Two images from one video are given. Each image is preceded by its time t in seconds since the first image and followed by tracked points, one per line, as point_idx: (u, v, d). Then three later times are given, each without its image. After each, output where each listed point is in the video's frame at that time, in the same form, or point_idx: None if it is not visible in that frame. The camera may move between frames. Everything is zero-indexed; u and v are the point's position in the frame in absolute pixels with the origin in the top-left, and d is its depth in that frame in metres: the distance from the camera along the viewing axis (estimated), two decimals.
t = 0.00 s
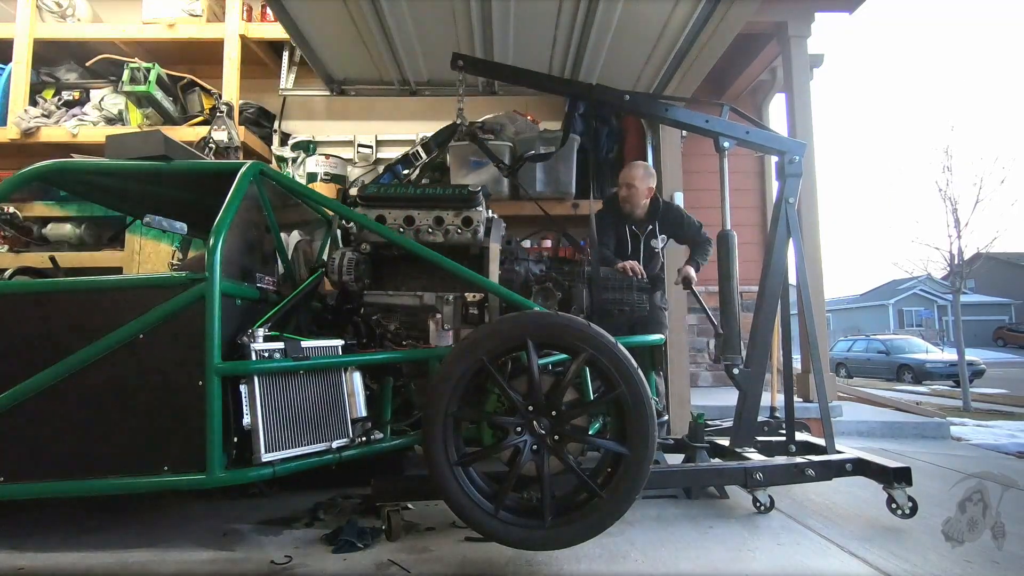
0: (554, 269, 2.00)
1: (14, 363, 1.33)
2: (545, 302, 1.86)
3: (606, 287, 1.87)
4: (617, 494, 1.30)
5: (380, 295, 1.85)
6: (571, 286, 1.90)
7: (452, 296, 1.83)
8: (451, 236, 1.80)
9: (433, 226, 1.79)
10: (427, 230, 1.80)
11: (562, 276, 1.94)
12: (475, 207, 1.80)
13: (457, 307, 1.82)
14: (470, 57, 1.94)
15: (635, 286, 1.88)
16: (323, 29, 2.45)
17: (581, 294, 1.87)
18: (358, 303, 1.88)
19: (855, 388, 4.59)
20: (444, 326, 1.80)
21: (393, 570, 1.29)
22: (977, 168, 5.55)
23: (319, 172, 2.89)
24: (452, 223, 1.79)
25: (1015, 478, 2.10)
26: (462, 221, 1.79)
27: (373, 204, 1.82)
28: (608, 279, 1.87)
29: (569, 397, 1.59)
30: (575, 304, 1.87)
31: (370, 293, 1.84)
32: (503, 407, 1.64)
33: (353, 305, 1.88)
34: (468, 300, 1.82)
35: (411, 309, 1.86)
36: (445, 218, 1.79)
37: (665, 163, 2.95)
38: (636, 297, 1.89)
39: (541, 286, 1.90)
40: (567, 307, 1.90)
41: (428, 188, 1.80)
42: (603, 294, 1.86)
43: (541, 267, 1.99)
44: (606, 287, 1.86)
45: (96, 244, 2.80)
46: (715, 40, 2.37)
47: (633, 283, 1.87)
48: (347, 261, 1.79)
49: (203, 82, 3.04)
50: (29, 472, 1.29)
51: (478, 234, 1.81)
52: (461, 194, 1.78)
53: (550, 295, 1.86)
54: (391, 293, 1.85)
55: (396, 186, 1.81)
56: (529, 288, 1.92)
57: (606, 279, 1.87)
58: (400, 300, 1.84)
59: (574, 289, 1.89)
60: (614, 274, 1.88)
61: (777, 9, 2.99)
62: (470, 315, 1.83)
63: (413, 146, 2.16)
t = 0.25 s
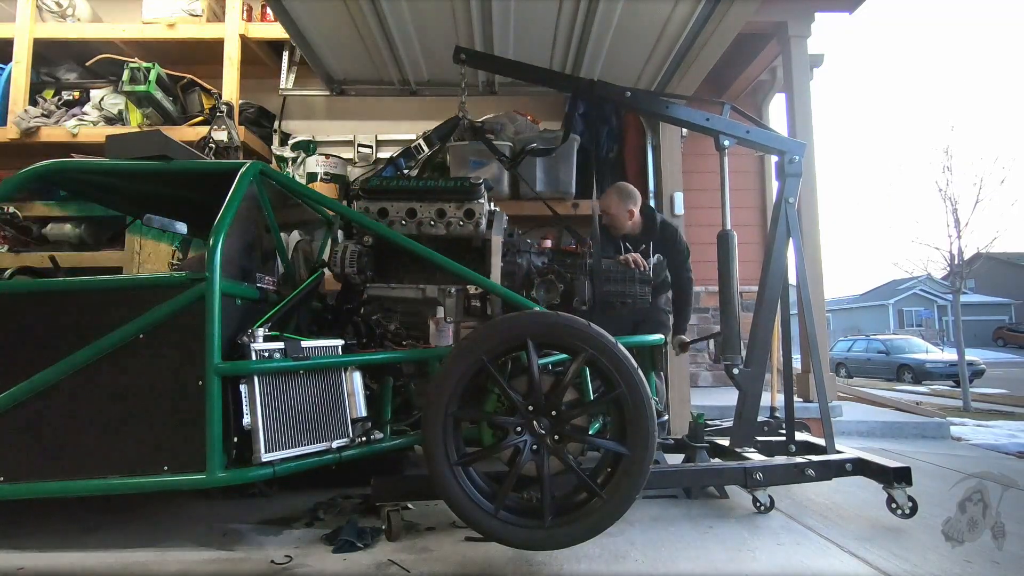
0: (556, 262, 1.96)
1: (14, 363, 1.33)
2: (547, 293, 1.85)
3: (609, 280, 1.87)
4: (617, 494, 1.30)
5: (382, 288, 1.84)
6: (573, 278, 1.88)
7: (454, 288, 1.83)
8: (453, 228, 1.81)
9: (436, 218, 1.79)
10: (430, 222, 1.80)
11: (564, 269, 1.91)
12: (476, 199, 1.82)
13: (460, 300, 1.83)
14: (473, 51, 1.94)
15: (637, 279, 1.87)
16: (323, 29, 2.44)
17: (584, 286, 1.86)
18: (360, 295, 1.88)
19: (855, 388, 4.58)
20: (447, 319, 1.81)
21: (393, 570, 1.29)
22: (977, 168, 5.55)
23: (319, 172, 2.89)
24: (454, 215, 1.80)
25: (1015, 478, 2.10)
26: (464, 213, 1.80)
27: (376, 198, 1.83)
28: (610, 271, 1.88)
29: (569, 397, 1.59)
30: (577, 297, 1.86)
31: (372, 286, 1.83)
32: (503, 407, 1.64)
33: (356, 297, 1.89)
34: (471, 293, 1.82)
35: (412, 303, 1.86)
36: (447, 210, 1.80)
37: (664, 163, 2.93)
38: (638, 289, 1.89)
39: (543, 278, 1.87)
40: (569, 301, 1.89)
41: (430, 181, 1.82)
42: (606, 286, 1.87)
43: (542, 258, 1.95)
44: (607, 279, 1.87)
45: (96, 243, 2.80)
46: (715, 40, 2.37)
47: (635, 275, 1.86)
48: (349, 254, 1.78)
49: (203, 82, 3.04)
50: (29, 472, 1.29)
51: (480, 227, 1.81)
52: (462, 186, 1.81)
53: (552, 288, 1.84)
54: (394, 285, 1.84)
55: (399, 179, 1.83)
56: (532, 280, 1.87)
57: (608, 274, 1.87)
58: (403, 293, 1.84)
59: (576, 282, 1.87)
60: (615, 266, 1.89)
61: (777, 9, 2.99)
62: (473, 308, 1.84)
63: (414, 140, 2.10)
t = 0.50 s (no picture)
0: (559, 258, 2.02)
1: (14, 363, 1.33)
2: (552, 290, 1.86)
3: (609, 275, 1.94)
4: (617, 494, 1.30)
5: (383, 285, 1.91)
6: (577, 275, 1.92)
7: (460, 286, 1.90)
8: (458, 225, 1.84)
9: (441, 215, 1.82)
10: (435, 219, 1.83)
11: (567, 266, 1.96)
12: (482, 197, 1.84)
13: (463, 298, 1.90)
14: (474, 49, 1.98)
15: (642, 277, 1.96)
16: (323, 29, 2.44)
17: (588, 282, 1.89)
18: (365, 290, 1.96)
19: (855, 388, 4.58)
20: (452, 315, 1.87)
21: (393, 570, 1.29)
22: (977, 168, 5.56)
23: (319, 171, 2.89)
24: (460, 212, 1.83)
25: (1015, 478, 2.10)
26: (470, 210, 1.83)
27: (380, 194, 1.84)
28: (612, 268, 1.95)
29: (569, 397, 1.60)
30: (582, 293, 1.87)
31: (375, 283, 1.90)
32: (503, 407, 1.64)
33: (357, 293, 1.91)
34: (476, 292, 1.89)
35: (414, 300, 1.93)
36: (452, 208, 1.83)
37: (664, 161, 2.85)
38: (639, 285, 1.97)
39: (547, 275, 1.89)
40: (574, 298, 1.89)
41: (435, 178, 1.84)
42: (609, 282, 1.93)
43: (545, 256, 2.00)
44: (610, 274, 1.94)
45: (96, 243, 2.79)
46: (715, 40, 2.37)
47: (635, 271, 1.95)
48: (353, 251, 1.82)
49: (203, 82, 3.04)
50: (29, 472, 1.29)
51: (485, 224, 1.85)
52: (468, 183, 1.83)
53: (557, 284, 1.86)
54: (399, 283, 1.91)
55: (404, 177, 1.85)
56: (535, 277, 1.91)
57: (609, 270, 1.94)
58: (407, 291, 1.91)
59: (580, 278, 1.89)
60: (620, 262, 1.96)
61: (777, 9, 2.99)
62: (476, 305, 1.90)
63: (416, 136, 2.15)
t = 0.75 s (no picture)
0: (559, 259, 1.99)
1: (14, 363, 1.33)
2: (553, 290, 1.86)
3: (609, 275, 1.91)
4: (617, 494, 1.30)
5: (384, 284, 1.94)
6: (578, 275, 1.91)
7: (460, 286, 1.92)
8: (460, 225, 1.85)
9: (442, 215, 1.83)
10: (436, 219, 1.84)
11: (568, 266, 1.94)
12: (483, 197, 1.85)
13: (464, 297, 1.92)
14: (472, 48, 2.02)
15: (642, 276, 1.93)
16: (323, 29, 2.44)
17: (589, 282, 1.89)
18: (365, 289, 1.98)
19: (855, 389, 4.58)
20: (453, 315, 1.91)
21: (393, 570, 1.29)
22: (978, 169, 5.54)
23: (319, 172, 2.89)
24: (460, 212, 1.83)
25: (1015, 478, 2.10)
26: (471, 210, 1.83)
27: (381, 194, 1.84)
28: (612, 267, 1.92)
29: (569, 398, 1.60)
30: (583, 293, 1.87)
31: (376, 283, 1.93)
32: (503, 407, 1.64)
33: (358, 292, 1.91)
34: (477, 292, 1.91)
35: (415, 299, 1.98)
36: (453, 208, 1.83)
37: (665, 161, 2.81)
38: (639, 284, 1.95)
39: (548, 275, 1.89)
40: (576, 298, 1.89)
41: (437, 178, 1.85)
42: (610, 282, 1.91)
43: (546, 256, 1.98)
44: (611, 274, 1.91)
45: (96, 243, 2.80)
46: (714, 40, 2.37)
47: (636, 271, 1.93)
48: (355, 251, 1.82)
49: (203, 82, 3.04)
50: (30, 472, 1.29)
51: (486, 224, 1.86)
52: (470, 183, 1.84)
53: (558, 284, 1.86)
54: (398, 284, 1.94)
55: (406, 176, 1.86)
56: (536, 277, 1.90)
57: (610, 269, 1.92)
58: (407, 291, 1.95)
59: (581, 278, 1.89)
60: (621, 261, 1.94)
61: (777, 9, 2.99)
62: (477, 305, 1.92)
63: (415, 137, 2.15)
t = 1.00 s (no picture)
0: (559, 259, 1.98)
1: (14, 363, 1.33)
2: (553, 290, 1.87)
3: (608, 275, 1.91)
4: (617, 494, 1.30)
5: (384, 285, 1.94)
6: (578, 275, 1.90)
7: (461, 287, 1.92)
8: (460, 226, 1.84)
9: (442, 215, 1.81)
10: (435, 219, 1.82)
11: (569, 266, 1.93)
12: (483, 197, 1.82)
13: (464, 298, 1.92)
14: (471, 48, 2.02)
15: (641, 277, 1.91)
16: (322, 29, 2.45)
17: (590, 282, 1.88)
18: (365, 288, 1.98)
19: (856, 389, 4.58)
20: (453, 315, 1.90)
21: (393, 570, 1.29)
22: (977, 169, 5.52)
23: (319, 172, 2.89)
24: (460, 212, 1.82)
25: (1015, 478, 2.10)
26: (471, 210, 1.82)
27: (382, 194, 1.83)
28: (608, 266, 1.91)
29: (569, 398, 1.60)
30: (584, 293, 1.87)
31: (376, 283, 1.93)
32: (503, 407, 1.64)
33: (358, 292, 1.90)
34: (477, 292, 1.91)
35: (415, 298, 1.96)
36: (453, 208, 1.82)
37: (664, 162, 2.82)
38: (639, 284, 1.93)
39: (548, 274, 1.88)
40: (575, 298, 1.88)
41: (437, 178, 1.82)
42: (609, 281, 1.90)
43: (548, 255, 1.98)
44: (611, 274, 1.91)
45: (96, 243, 2.80)
46: (714, 41, 2.37)
47: (635, 271, 1.91)
48: (355, 251, 1.81)
49: (203, 82, 3.04)
50: (29, 472, 1.29)
51: (486, 224, 1.84)
52: (470, 183, 1.81)
53: (558, 285, 1.86)
54: (399, 284, 1.94)
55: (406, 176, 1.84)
56: (537, 277, 1.89)
57: (610, 269, 1.91)
58: (408, 291, 1.95)
59: (581, 278, 1.89)
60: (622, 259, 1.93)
61: (777, 10, 2.99)
62: (476, 304, 1.92)
63: (416, 136, 2.12)
